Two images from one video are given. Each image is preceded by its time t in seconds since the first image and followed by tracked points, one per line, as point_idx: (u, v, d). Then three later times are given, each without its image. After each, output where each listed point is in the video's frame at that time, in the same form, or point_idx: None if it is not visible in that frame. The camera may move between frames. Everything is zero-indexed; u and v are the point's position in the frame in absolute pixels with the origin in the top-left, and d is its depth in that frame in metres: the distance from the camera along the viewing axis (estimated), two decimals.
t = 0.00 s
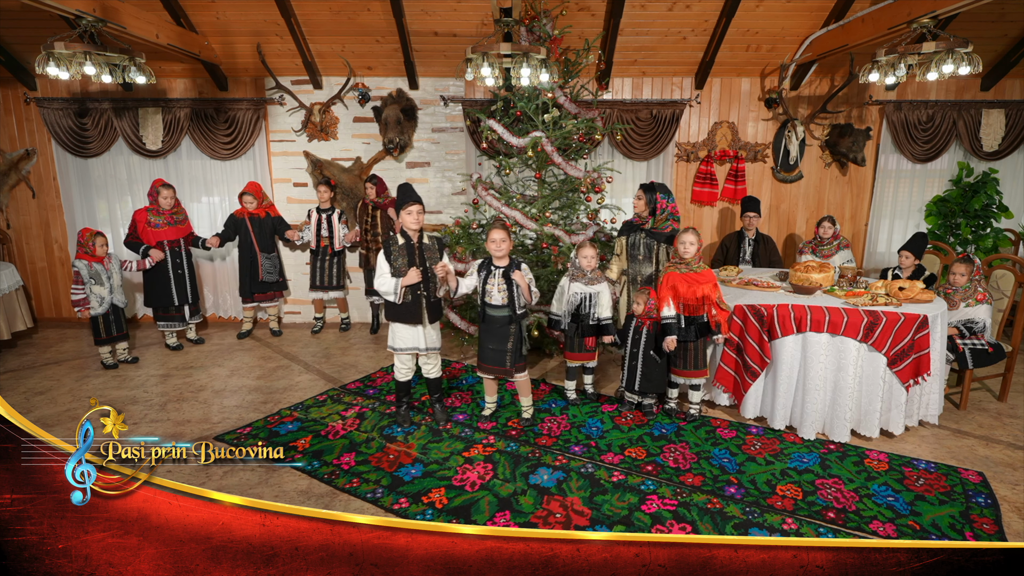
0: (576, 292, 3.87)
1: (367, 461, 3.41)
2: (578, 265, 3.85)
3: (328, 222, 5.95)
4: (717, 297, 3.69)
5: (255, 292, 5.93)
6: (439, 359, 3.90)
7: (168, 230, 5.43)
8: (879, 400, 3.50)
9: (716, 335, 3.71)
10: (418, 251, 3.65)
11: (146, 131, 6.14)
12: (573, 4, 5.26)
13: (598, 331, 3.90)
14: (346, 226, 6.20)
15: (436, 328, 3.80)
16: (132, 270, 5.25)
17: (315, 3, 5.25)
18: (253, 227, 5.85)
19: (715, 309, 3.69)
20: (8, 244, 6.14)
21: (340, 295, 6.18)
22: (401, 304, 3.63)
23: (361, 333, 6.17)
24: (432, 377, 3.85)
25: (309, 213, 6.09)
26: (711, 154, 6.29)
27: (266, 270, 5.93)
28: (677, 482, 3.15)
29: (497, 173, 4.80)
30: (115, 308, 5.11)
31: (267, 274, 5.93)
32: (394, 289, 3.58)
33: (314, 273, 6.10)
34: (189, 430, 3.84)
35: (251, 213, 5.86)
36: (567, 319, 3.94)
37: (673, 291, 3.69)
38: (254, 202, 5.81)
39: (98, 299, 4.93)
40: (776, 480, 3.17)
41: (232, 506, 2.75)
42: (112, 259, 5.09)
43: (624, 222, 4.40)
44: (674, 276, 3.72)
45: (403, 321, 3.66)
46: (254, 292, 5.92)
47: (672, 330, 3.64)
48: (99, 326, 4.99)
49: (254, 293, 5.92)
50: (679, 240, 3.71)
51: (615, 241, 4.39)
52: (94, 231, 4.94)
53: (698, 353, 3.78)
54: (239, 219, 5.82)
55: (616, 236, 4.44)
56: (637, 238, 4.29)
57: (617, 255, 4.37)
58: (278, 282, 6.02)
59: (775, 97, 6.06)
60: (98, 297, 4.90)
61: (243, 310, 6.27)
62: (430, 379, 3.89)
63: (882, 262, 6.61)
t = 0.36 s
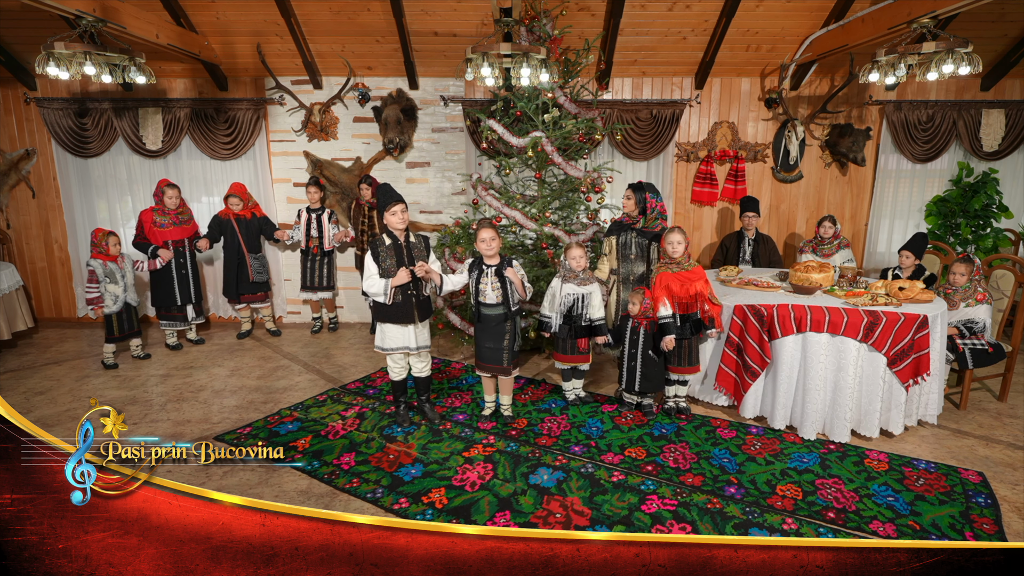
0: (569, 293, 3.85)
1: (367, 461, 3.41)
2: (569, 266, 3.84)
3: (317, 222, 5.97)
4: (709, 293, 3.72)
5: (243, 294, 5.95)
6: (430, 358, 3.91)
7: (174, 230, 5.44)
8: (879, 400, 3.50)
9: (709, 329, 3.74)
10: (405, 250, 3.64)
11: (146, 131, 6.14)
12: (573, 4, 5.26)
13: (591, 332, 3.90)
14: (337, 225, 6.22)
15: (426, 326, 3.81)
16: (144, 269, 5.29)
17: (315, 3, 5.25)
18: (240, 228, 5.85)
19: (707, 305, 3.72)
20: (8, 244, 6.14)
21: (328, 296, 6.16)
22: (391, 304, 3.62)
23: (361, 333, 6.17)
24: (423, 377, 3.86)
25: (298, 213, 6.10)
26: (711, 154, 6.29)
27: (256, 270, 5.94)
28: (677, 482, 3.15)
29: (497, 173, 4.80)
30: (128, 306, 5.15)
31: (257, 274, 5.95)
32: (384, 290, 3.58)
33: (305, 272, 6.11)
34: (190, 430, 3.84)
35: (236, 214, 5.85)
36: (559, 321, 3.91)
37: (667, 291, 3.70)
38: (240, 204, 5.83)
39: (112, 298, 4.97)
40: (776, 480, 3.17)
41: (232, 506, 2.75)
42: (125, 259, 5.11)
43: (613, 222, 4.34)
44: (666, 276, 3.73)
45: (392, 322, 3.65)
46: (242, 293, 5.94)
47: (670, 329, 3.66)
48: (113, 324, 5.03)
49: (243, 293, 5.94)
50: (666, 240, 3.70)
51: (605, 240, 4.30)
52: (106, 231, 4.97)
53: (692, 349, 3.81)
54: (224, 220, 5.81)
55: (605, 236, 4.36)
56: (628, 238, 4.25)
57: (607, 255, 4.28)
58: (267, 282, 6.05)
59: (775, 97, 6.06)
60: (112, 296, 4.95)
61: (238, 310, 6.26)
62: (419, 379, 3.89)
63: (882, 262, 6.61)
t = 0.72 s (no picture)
0: (568, 293, 3.85)
1: (367, 461, 3.41)
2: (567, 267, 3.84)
3: (317, 222, 5.96)
4: (708, 292, 3.72)
5: (244, 294, 5.94)
6: (434, 358, 3.93)
7: (171, 230, 5.40)
8: (880, 400, 3.50)
9: (709, 329, 3.73)
10: (406, 251, 3.64)
11: (146, 131, 6.14)
12: (573, 4, 5.26)
13: (591, 332, 3.88)
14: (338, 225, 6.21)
15: (427, 327, 3.80)
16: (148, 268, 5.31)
17: (315, 3, 5.25)
18: (236, 228, 5.85)
19: (707, 305, 3.71)
20: (8, 244, 6.14)
21: (329, 296, 6.15)
22: (392, 305, 3.61)
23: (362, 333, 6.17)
24: (429, 377, 3.88)
25: (298, 213, 6.11)
26: (711, 154, 6.29)
27: (255, 270, 5.95)
28: (677, 482, 3.15)
29: (497, 173, 4.80)
30: (139, 303, 5.25)
31: (256, 273, 5.96)
32: (384, 291, 3.57)
33: (305, 273, 6.09)
34: (190, 430, 3.84)
35: (231, 215, 5.84)
36: (559, 321, 3.92)
37: (666, 290, 3.69)
38: (235, 205, 5.80)
39: (125, 296, 5.07)
40: (776, 480, 3.17)
41: (232, 506, 2.75)
42: (134, 256, 5.21)
43: (613, 223, 4.36)
44: (666, 275, 3.73)
45: (393, 323, 3.64)
46: (243, 293, 5.92)
47: (670, 328, 3.65)
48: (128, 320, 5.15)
49: (244, 293, 5.93)
50: (665, 240, 3.73)
51: (606, 241, 4.34)
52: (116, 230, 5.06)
53: (692, 349, 3.82)
54: (219, 220, 5.79)
55: (606, 236, 4.40)
56: (629, 238, 4.27)
57: (608, 255, 4.34)
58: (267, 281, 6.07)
59: (775, 97, 6.06)
60: (124, 294, 5.05)
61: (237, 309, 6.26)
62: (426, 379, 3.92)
63: (882, 262, 6.61)
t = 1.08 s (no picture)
0: (574, 291, 3.89)
1: (367, 461, 3.41)
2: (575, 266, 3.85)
3: (328, 222, 5.97)
4: (717, 296, 3.69)
5: (246, 294, 5.94)
6: (442, 359, 3.90)
7: (178, 229, 5.44)
8: (880, 400, 3.50)
9: (717, 334, 3.69)
10: (424, 250, 3.64)
11: (146, 131, 6.14)
12: (573, 4, 5.26)
13: (596, 331, 3.89)
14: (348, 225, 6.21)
15: (439, 329, 3.79)
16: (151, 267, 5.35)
17: (315, 3, 5.25)
18: (241, 228, 5.83)
19: (715, 309, 3.68)
20: (8, 244, 6.14)
21: (342, 295, 6.19)
22: (404, 302, 3.63)
23: (361, 333, 6.17)
24: (436, 377, 3.85)
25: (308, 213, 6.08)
26: (711, 154, 6.29)
27: (258, 270, 5.94)
28: (677, 482, 3.15)
29: (497, 173, 4.80)
30: (138, 303, 5.21)
31: (258, 274, 5.94)
32: (398, 288, 3.58)
33: (318, 273, 6.10)
34: (190, 430, 3.84)
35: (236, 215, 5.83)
36: (567, 318, 3.95)
37: (672, 291, 3.70)
38: (241, 205, 5.79)
39: (121, 296, 5.03)
40: (776, 480, 3.17)
41: (232, 506, 2.75)
42: (135, 256, 5.17)
43: (625, 222, 4.42)
44: (673, 276, 3.73)
45: (405, 320, 3.65)
46: (244, 294, 5.93)
47: (671, 329, 3.65)
48: (122, 321, 5.07)
49: (245, 294, 5.93)
50: (676, 240, 3.71)
51: (618, 241, 4.40)
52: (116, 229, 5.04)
53: (696, 353, 3.78)
54: (225, 220, 5.79)
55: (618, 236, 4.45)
56: (640, 238, 4.30)
57: (619, 256, 4.40)
58: (270, 281, 6.05)
59: (775, 97, 6.06)
60: (121, 294, 5.01)
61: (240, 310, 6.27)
62: (433, 379, 3.89)
63: (882, 262, 6.61)
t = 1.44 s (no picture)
0: (577, 289, 3.91)
1: (367, 461, 3.41)
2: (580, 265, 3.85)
3: (336, 221, 5.98)
4: (721, 300, 3.65)
5: (258, 293, 5.93)
6: (447, 360, 3.89)
7: (184, 229, 5.45)
8: (880, 400, 3.49)
9: (720, 340, 3.64)
10: (433, 249, 3.64)
11: (146, 131, 6.14)
12: (573, 4, 5.26)
13: (598, 331, 3.90)
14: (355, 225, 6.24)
15: (447, 331, 3.78)
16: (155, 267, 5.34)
17: (315, 3, 5.25)
18: (254, 228, 5.84)
19: (719, 312, 3.65)
20: (9, 244, 6.14)
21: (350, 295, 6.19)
22: (412, 301, 3.63)
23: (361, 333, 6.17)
24: (438, 377, 3.84)
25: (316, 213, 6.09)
26: (711, 154, 6.29)
27: (269, 270, 5.93)
28: (677, 482, 3.15)
29: (497, 173, 4.80)
30: (139, 304, 5.19)
31: (269, 273, 5.93)
32: (407, 286, 3.58)
33: (324, 272, 6.10)
34: (189, 430, 3.84)
35: (250, 215, 5.84)
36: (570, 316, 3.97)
37: (675, 292, 3.70)
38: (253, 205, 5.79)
39: (124, 296, 5.02)
40: (776, 480, 3.17)
41: (232, 506, 2.74)
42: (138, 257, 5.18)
43: (635, 223, 4.48)
44: (677, 277, 3.73)
45: (414, 320, 3.65)
46: (256, 293, 5.92)
47: (672, 330, 3.64)
48: (126, 321, 5.08)
49: (256, 293, 5.92)
50: (683, 241, 3.69)
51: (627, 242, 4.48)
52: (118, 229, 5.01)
53: (700, 356, 3.76)
54: (239, 219, 5.81)
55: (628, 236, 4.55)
56: (648, 239, 4.37)
57: (628, 257, 4.48)
58: (280, 281, 6.05)
59: (775, 97, 6.06)
60: (124, 294, 5.00)
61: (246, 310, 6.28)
62: (436, 379, 3.88)
63: (882, 262, 6.61)
